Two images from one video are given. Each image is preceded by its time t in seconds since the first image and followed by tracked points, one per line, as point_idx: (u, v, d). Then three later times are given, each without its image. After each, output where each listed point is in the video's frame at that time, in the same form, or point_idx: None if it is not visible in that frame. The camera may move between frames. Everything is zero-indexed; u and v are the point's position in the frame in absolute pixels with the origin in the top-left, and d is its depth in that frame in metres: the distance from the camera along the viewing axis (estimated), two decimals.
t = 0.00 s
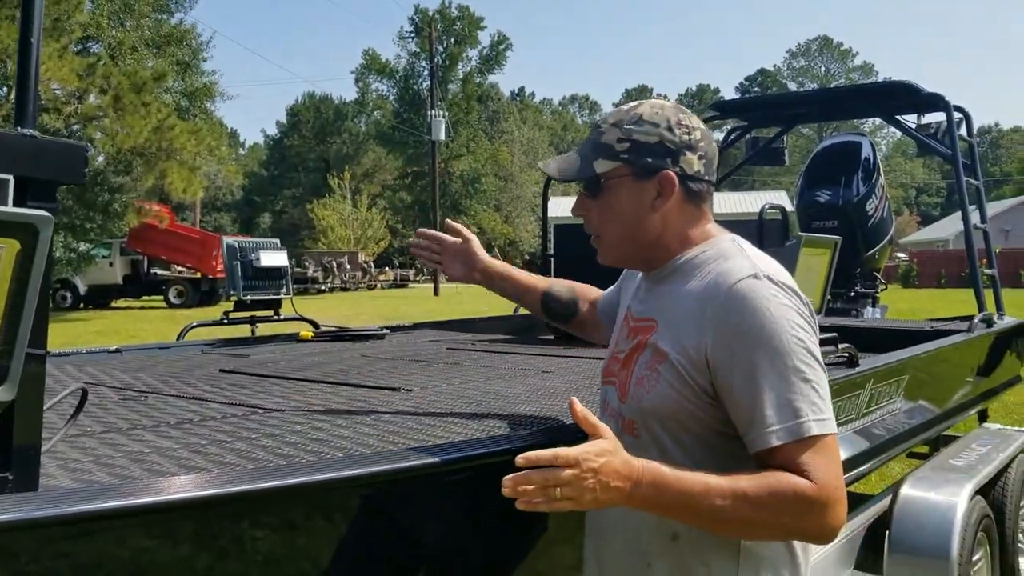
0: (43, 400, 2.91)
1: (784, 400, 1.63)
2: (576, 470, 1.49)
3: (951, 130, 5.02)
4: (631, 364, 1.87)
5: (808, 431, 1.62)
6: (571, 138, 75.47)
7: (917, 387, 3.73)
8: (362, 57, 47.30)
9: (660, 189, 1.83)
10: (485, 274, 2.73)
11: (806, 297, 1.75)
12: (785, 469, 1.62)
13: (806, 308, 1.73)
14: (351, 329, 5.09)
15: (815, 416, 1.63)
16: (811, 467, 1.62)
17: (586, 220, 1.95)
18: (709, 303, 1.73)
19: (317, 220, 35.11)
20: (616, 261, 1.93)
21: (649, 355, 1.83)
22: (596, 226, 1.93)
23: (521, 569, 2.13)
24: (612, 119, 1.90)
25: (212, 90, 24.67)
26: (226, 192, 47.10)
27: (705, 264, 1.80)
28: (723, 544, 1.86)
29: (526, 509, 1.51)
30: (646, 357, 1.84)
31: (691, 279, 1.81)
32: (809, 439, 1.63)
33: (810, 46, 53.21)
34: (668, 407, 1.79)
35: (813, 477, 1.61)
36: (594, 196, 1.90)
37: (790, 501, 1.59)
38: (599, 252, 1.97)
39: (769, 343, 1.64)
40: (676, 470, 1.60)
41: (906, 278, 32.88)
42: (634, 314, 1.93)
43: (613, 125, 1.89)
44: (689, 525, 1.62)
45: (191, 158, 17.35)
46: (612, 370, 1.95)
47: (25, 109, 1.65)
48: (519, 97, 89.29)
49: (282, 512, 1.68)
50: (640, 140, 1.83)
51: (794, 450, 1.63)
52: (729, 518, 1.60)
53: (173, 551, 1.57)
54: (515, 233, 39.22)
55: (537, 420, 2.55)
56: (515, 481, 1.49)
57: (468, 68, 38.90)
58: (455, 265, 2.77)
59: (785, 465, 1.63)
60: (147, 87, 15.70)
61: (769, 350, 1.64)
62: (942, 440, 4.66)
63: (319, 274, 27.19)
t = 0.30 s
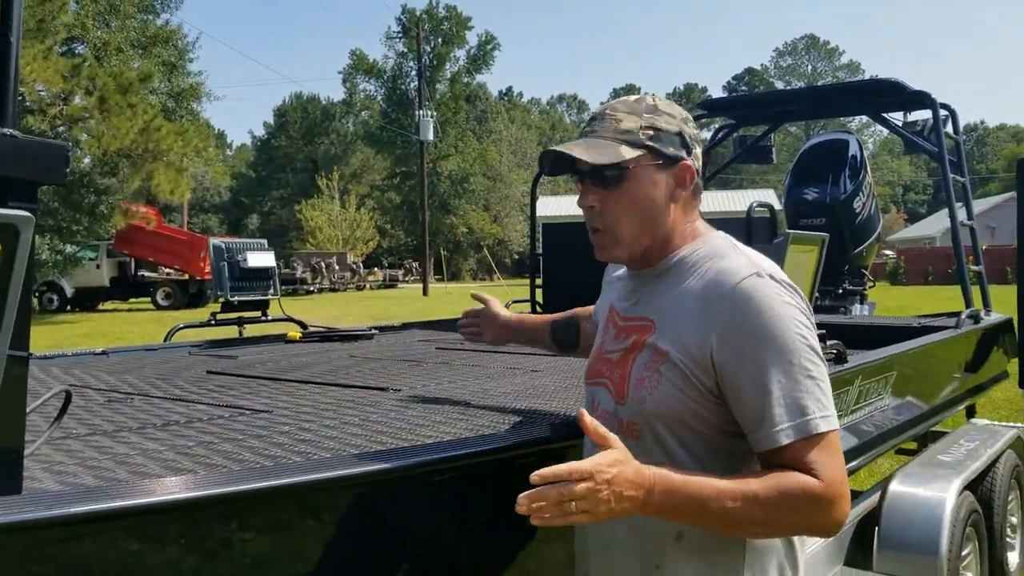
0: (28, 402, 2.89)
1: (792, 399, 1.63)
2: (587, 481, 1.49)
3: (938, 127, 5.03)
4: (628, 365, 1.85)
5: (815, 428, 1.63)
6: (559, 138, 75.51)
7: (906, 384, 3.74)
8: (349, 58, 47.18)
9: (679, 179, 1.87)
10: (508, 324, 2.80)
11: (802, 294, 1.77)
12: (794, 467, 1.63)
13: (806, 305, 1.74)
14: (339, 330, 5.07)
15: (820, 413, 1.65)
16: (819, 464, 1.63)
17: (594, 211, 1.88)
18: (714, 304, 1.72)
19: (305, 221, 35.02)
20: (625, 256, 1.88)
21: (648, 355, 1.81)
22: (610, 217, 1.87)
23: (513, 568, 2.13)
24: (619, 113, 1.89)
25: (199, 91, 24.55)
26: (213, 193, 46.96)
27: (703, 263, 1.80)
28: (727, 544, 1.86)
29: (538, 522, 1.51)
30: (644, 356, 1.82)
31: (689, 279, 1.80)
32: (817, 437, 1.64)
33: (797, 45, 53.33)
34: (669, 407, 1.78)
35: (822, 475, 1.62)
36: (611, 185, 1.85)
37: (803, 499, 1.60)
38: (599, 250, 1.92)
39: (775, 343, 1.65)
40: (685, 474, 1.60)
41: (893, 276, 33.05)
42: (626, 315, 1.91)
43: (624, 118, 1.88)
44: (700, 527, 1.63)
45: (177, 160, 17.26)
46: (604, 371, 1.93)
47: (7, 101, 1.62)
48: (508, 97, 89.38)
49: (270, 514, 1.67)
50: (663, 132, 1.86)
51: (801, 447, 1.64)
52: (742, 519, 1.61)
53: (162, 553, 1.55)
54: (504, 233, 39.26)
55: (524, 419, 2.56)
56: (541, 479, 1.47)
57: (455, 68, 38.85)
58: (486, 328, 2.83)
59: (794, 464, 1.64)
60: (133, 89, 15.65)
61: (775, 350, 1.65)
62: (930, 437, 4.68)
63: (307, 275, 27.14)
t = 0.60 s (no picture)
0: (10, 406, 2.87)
1: (808, 390, 1.64)
2: (620, 490, 1.48)
3: (920, 127, 5.06)
4: (628, 368, 1.82)
5: (830, 418, 1.64)
6: (544, 137, 75.54)
7: (889, 382, 3.76)
8: (333, 57, 47.08)
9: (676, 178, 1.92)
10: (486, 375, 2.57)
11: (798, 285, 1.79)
12: (810, 459, 1.63)
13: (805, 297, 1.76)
14: (323, 331, 5.07)
15: (833, 402, 1.66)
16: (836, 452, 1.64)
17: (614, 209, 1.84)
18: (723, 301, 1.71)
19: (290, 221, 34.91)
20: (640, 258, 1.85)
21: (650, 355, 1.78)
22: (632, 215, 1.84)
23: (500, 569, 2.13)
24: (614, 112, 1.89)
25: (182, 91, 24.41)
26: (197, 193, 46.75)
27: (702, 261, 1.79)
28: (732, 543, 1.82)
29: (578, 536, 1.49)
30: (646, 357, 1.79)
31: (690, 277, 1.79)
32: (833, 426, 1.65)
33: (780, 44, 53.56)
34: (678, 407, 1.75)
35: (841, 463, 1.63)
36: (630, 182, 1.84)
37: (829, 491, 1.60)
38: (606, 254, 1.88)
39: (785, 336, 1.65)
40: (714, 475, 1.59)
41: (876, 274, 33.26)
42: (621, 317, 1.88)
43: (624, 116, 1.89)
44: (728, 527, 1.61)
45: (160, 160, 17.19)
46: (598, 377, 1.88)
47: None
48: (493, 97, 89.36)
49: (254, 517, 1.66)
50: (659, 129, 1.90)
51: (818, 437, 1.64)
52: (773, 515, 1.60)
53: (146, 557, 1.54)
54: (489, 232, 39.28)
55: (507, 421, 2.55)
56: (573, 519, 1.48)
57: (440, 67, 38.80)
58: (461, 383, 2.62)
59: (814, 455, 1.64)
60: (116, 88, 15.58)
61: (788, 343, 1.65)
62: (913, 434, 4.71)
63: (292, 275, 27.05)
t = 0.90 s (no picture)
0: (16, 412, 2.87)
1: (827, 389, 1.64)
2: (629, 472, 1.50)
3: (921, 123, 5.06)
4: (645, 366, 1.81)
5: (850, 418, 1.64)
6: (545, 137, 75.51)
7: (894, 378, 3.76)
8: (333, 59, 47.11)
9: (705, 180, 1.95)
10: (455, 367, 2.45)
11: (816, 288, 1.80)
12: (830, 456, 1.63)
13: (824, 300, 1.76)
14: (328, 333, 5.07)
15: (852, 404, 1.65)
16: (853, 451, 1.63)
17: (649, 197, 1.85)
18: (745, 300, 1.71)
19: (292, 223, 34.93)
20: (663, 249, 1.85)
21: (670, 354, 1.77)
22: (668, 205, 1.86)
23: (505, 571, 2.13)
24: (662, 103, 1.89)
25: (182, 95, 24.42)
26: (199, 196, 46.78)
27: (721, 262, 1.79)
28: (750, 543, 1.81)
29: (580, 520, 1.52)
30: (665, 356, 1.78)
31: (710, 277, 1.79)
32: (852, 426, 1.64)
33: (780, 41, 53.49)
34: (698, 407, 1.74)
35: (859, 462, 1.63)
36: (669, 174, 1.86)
37: (847, 489, 1.60)
38: (631, 247, 1.87)
39: (807, 336, 1.66)
40: (731, 464, 1.58)
41: (879, 269, 33.28)
42: (636, 318, 1.87)
43: (672, 109, 1.89)
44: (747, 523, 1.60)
45: (161, 164, 17.28)
46: (612, 377, 1.87)
47: None
48: (493, 97, 89.37)
49: (261, 519, 1.67)
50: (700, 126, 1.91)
51: (837, 436, 1.63)
52: (794, 512, 1.58)
53: (153, 562, 1.55)
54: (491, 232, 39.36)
55: (506, 421, 2.55)
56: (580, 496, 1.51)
57: (439, 68, 38.82)
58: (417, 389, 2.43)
59: (833, 453, 1.63)
60: (115, 93, 15.65)
61: (808, 342, 1.65)
62: (919, 430, 4.70)
63: (295, 278, 27.08)
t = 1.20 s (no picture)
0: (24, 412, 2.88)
1: (847, 390, 1.64)
2: (666, 400, 1.51)
3: (925, 121, 5.05)
4: (660, 366, 1.80)
5: (866, 424, 1.64)
6: (548, 136, 75.54)
7: (898, 377, 3.76)
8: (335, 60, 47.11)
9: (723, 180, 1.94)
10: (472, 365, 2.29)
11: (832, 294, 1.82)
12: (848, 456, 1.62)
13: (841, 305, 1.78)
14: (333, 332, 5.09)
15: (867, 408, 1.66)
16: (870, 453, 1.63)
17: (671, 196, 1.83)
18: (767, 298, 1.72)
19: (295, 223, 34.94)
20: (680, 253, 1.83)
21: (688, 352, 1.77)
22: (689, 205, 1.83)
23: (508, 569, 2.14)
24: (685, 100, 1.87)
25: (185, 96, 24.43)
26: (202, 196, 46.83)
27: (741, 262, 1.80)
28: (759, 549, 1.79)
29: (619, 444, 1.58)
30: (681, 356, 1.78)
31: (730, 275, 1.79)
32: (867, 431, 1.64)
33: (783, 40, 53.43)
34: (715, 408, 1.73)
35: (874, 462, 1.63)
36: (690, 173, 1.84)
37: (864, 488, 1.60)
38: (648, 246, 1.85)
39: (830, 336, 1.66)
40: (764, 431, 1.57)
41: (883, 268, 33.23)
42: (649, 316, 1.86)
43: (694, 107, 1.87)
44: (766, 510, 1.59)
45: (163, 164, 17.33)
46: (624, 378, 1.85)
47: None
48: (495, 97, 89.35)
49: (266, 518, 1.68)
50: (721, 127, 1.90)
51: (856, 438, 1.63)
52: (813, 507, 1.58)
53: (160, 562, 1.56)
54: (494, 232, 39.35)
55: (508, 422, 2.55)
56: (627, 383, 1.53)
57: (442, 68, 38.81)
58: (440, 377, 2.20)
59: (850, 451, 1.62)
60: (118, 94, 15.74)
61: (830, 341, 1.66)
62: (922, 428, 4.71)
63: (298, 278, 27.09)
